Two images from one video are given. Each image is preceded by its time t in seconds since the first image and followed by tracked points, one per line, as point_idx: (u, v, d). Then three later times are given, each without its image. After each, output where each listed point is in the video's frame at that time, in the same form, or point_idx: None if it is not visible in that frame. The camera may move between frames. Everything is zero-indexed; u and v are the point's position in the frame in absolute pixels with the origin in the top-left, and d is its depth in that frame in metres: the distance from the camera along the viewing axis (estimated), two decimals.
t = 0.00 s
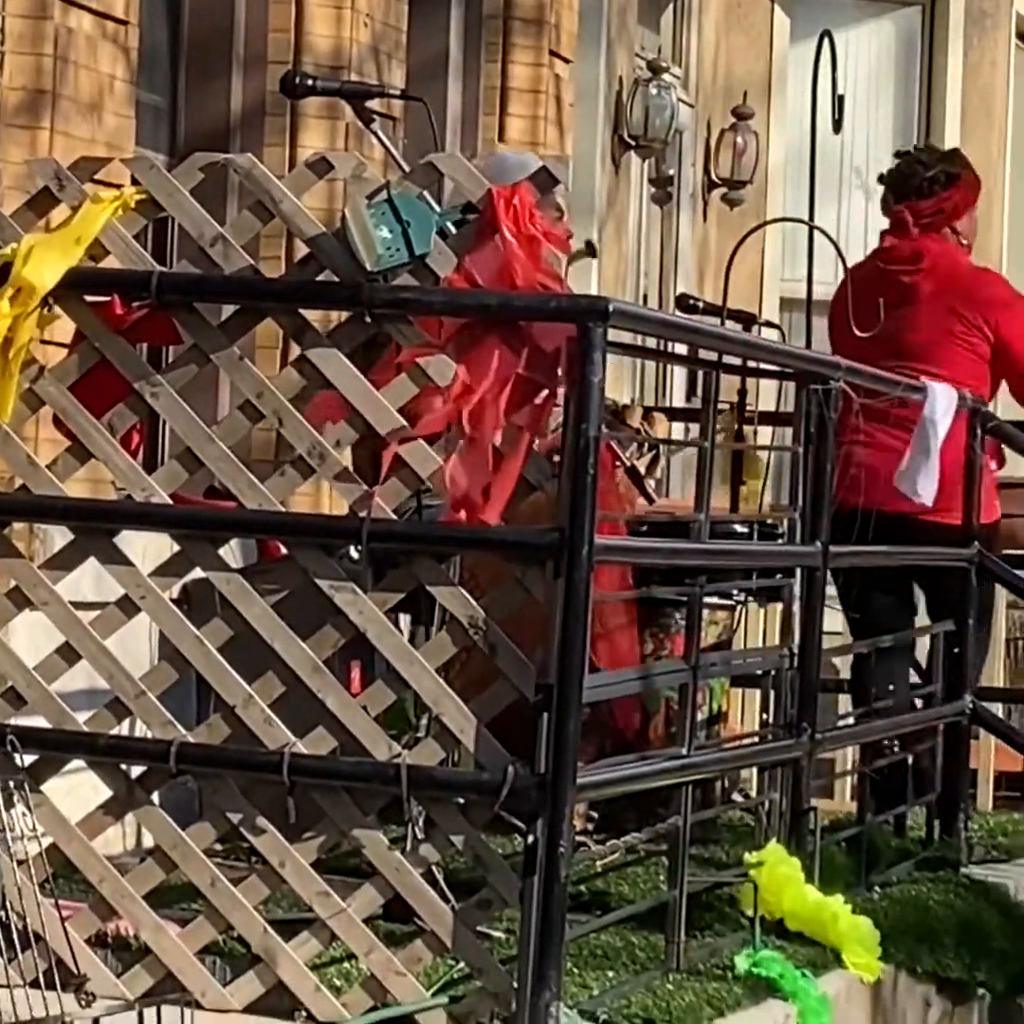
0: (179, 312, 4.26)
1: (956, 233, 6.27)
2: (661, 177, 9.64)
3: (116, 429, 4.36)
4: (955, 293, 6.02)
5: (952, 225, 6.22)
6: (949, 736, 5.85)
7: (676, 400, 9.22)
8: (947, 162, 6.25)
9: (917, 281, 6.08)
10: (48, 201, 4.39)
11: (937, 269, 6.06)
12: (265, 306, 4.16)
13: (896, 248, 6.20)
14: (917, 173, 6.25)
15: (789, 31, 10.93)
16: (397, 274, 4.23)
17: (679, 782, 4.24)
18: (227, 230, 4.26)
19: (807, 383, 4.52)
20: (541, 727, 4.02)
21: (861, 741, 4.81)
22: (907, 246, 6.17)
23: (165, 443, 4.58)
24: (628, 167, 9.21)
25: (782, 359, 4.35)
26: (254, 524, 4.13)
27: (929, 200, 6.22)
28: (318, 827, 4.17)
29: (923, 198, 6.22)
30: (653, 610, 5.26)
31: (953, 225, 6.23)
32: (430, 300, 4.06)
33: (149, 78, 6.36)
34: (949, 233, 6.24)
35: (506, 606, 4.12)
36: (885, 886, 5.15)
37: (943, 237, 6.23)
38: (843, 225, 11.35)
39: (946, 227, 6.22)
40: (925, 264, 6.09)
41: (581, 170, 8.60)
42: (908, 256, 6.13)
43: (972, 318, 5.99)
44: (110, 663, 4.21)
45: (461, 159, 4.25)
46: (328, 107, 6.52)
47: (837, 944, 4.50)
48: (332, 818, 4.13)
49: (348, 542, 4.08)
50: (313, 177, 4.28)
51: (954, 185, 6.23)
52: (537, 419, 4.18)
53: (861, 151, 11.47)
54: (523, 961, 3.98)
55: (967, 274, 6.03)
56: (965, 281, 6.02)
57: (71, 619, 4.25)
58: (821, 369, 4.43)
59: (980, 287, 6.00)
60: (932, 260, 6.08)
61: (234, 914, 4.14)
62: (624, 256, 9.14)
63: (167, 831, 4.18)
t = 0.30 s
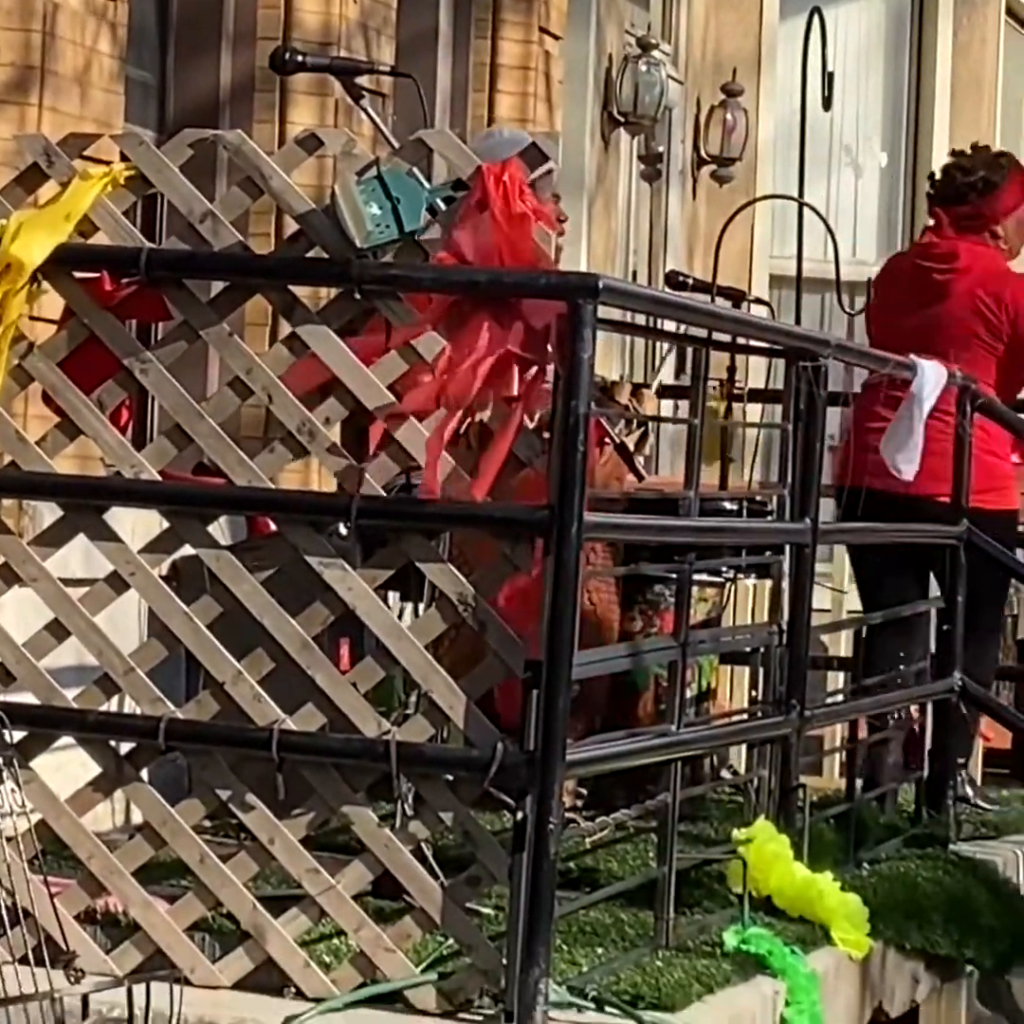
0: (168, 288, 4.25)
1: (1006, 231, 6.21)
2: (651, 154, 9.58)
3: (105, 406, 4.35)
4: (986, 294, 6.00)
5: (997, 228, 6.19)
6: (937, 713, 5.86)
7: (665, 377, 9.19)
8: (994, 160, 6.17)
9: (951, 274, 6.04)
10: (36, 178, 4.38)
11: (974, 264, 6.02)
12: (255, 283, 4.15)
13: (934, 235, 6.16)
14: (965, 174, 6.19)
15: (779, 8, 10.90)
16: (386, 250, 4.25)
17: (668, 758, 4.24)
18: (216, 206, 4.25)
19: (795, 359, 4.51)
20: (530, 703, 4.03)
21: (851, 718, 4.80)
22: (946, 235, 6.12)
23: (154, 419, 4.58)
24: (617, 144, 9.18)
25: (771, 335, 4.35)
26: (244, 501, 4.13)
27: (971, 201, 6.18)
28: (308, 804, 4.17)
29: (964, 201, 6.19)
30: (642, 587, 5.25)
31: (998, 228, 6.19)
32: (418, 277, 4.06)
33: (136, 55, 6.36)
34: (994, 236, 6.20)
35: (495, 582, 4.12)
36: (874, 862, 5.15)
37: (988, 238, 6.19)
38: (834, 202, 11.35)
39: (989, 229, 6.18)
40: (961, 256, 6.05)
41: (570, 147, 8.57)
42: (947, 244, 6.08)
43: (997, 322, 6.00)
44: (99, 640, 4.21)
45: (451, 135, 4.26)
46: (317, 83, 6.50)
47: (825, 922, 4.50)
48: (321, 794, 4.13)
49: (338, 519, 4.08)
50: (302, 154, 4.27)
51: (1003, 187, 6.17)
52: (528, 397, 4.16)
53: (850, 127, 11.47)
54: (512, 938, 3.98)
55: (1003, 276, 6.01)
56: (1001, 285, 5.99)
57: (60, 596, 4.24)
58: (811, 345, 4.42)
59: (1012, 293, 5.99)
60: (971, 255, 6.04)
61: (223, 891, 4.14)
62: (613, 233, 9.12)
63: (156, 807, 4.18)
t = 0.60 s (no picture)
0: (156, 264, 4.24)
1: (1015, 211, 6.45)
2: (641, 131, 9.52)
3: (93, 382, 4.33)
4: (976, 261, 6.22)
5: (1004, 207, 6.43)
6: (926, 690, 5.86)
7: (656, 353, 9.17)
8: (1003, 144, 6.44)
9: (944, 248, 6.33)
10: (24, 153, 4.36)
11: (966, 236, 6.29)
12: (244, 258, 4.15)
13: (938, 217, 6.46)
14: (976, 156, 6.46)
15: None
16: (375, 226, 4.22)
17: (658, 734, 4.24)
18: (204, 183, 4.25)
19: (785, 336, 4.50)
20: (519, 679, 4.04)
21: (841, 693, 4.80)
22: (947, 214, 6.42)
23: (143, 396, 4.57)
24: (608, 120, 9.15)
25: (759, 311, 4.34)
26: (232, 477, 4.13)
27: (979, 182, 6.45)
28: (297, 779, 4.17)
29: (973, 182, 6.46)
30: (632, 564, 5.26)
31: (1006, 207, 6.44)
32: (408, 253, 4.08)
33: (125, 31, 6.34)
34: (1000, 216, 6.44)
35: (484, 558, 4.12)
36: (863, 839, 5.15)
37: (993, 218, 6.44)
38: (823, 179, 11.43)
39: (997, 208, 6.44)
40: (954, 232, 6.34)
41: (560, 123, 8.56)
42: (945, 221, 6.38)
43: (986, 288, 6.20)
44: (88, 616, 4.20)
45: (440, 111, 4.22)
46: (306, 59, 6.49)
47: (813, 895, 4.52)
48: (310, 771, 4.14)
49: (327, 495, 4.09)
50: (291, 130, 4.27)
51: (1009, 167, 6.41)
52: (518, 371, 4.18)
53: (841, 102, 11.47)
54: (500, 914, 4.00)
55: (993, 246, 6.24)
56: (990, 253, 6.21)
57: (48, 572, 4.23)
58: (800, 322, 4.42)
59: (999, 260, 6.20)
60: (963, 230, 6.31)
61: (212, 867, 4.14)
62: (603, 210, 9.10)
63: (144, 783, 4.18)
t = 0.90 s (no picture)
0: (141, 241, 4.24)
1: (1003, 188, 6.66)
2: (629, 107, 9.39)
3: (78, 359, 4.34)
4: (934, 225, 6.38)
5: (992, 184, 6.64)
6: (914, 666, 5.86)
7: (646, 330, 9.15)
8: (986, 124, 6.66)
9: (914, 218, 6.52)
10: (8, 130, 4.36)
11: (932, 205, 6.47)
12: (228, 234, 4.14)
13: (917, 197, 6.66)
14: (961, 136, 6.68)
15: None
16: (359, 202, 4.20)
17: (645, 710, 4.24)
18: (189, 159, 4.24)
19: (772, 312, 4.49)
20: (505, 655, 4.03)
21: (829, 668, 4.78)
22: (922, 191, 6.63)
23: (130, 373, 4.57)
24: (597, 96, 9.11)
25: (746, 288, 4.33)
26: (218, 454, 4.13)
27: (963, 160, 6.68)
28: (282, 756, 4.18)
29: (956, 162, 6.70)
30: (618, 538, 5.36)
31: (990, 185, 6.64)
32: (392, 229, 4.06)
33: (112, 7, 6.33)
34: (986, 194, 6.66)
35: (470, 534, 4.11)
36: (851, 814, 5.15)
37: (979, 195, 6.66)
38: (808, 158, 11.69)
39: (983, 184, 6.65)
40: (923, 205, 6.53)
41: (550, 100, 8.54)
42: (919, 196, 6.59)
43: (941, 245, 6.31)
44: (73, 593, 4.21)
45: (425, 89, 4.21)
46: (293, 35, 6.48)
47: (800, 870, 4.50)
48: (296, 748, 4.14)
49: (312, 472, 4.09)
50: (275, 106, 4.25)
51: (991, 142, 6.62)
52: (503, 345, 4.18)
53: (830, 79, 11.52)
54: (486, 890, 3.99)
55: (954, 211, 6.39)
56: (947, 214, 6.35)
57: (34, 549, 4.24)
58: (786, 298, 4.40)
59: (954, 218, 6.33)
60: (932, 201, 6.50)
61: (198, 844, 4.15)
62: (592, 187, 9.08)
63: (130, 760, 4.18)
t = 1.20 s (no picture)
0: (128, 216, 4.23)
1: (983, 151, 6.71)
2: (619, 83, 9.32)
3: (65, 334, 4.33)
4: (920, 198, 6.41)
5: (973, 148, 6.68)
6: (903, 641, 5.87)
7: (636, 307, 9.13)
8: (966, 89, 6.67)
9: (900, 187, 6.54)
10: None
11: (917, 175, 6.49)
12: (215, 210, 4.14)
13: (901, 164, 6.68)
14: (942, 103, 6.71)
15: None
16: (347, 179, 4.20)
17: (633, 684, 4.24)
18: (175, 134, 4.22)
19: (759, 285, 4.48)
20: (493, 631, 4.03)
21: (817, 643, 4.77)
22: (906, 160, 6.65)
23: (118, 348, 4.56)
24: (586, 72, 9.05)
25: (735, 263, 4.32)
26: (205, 431, 4.12)
27: (945, 125, 6.70)
28: (271, 733, 4.18)
29: (939, 128, 6.72)
30: (608, 514, 5.38)
31: (972, 149, 6.68)
32: (379, 205, 4.05)
33: None
34: (968, 157, 6.70)
35: (458, 510, 4.11)
36: (840, 789, 5.15)
37: (961, 159, 6.70)
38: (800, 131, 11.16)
39: (965, 148, 6.68)
40: (908, 175, 6.55)
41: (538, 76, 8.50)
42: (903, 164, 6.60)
43: (929, 220, 6.35)
44: (61, 569, 4.21)
45: (412, 65, 4.19)
46: (281, 11, 6.47)
47: (787, 846, 4.53)
48: (284, 724, 4.14)
49: (299, 448, 4.09)
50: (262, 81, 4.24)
51: (971, 107, 6.64)
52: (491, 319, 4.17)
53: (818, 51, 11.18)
54: (475, 866, 4.00)
55: (939, 182, 6.41)
56: (933, 187, 6.38)
57: (21, 526, 4.23)
58: (774, 273, 4.39)
59: (939, 193, 6.36)
60: (917, 171, 6.52)
61: (186, 820, 4.16)
62: (581, 164, 9.03)
63: (118, 736, 4.19)
